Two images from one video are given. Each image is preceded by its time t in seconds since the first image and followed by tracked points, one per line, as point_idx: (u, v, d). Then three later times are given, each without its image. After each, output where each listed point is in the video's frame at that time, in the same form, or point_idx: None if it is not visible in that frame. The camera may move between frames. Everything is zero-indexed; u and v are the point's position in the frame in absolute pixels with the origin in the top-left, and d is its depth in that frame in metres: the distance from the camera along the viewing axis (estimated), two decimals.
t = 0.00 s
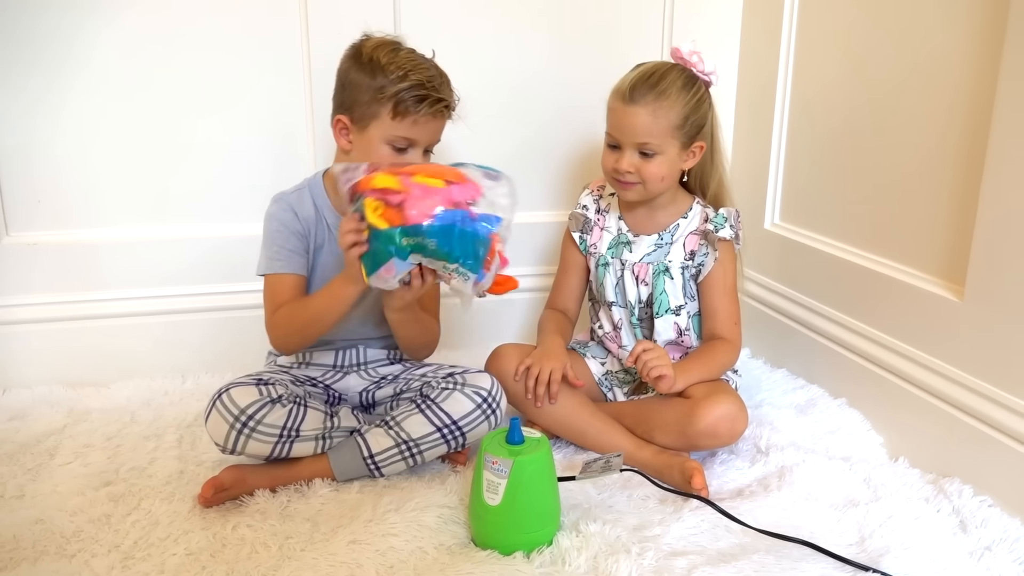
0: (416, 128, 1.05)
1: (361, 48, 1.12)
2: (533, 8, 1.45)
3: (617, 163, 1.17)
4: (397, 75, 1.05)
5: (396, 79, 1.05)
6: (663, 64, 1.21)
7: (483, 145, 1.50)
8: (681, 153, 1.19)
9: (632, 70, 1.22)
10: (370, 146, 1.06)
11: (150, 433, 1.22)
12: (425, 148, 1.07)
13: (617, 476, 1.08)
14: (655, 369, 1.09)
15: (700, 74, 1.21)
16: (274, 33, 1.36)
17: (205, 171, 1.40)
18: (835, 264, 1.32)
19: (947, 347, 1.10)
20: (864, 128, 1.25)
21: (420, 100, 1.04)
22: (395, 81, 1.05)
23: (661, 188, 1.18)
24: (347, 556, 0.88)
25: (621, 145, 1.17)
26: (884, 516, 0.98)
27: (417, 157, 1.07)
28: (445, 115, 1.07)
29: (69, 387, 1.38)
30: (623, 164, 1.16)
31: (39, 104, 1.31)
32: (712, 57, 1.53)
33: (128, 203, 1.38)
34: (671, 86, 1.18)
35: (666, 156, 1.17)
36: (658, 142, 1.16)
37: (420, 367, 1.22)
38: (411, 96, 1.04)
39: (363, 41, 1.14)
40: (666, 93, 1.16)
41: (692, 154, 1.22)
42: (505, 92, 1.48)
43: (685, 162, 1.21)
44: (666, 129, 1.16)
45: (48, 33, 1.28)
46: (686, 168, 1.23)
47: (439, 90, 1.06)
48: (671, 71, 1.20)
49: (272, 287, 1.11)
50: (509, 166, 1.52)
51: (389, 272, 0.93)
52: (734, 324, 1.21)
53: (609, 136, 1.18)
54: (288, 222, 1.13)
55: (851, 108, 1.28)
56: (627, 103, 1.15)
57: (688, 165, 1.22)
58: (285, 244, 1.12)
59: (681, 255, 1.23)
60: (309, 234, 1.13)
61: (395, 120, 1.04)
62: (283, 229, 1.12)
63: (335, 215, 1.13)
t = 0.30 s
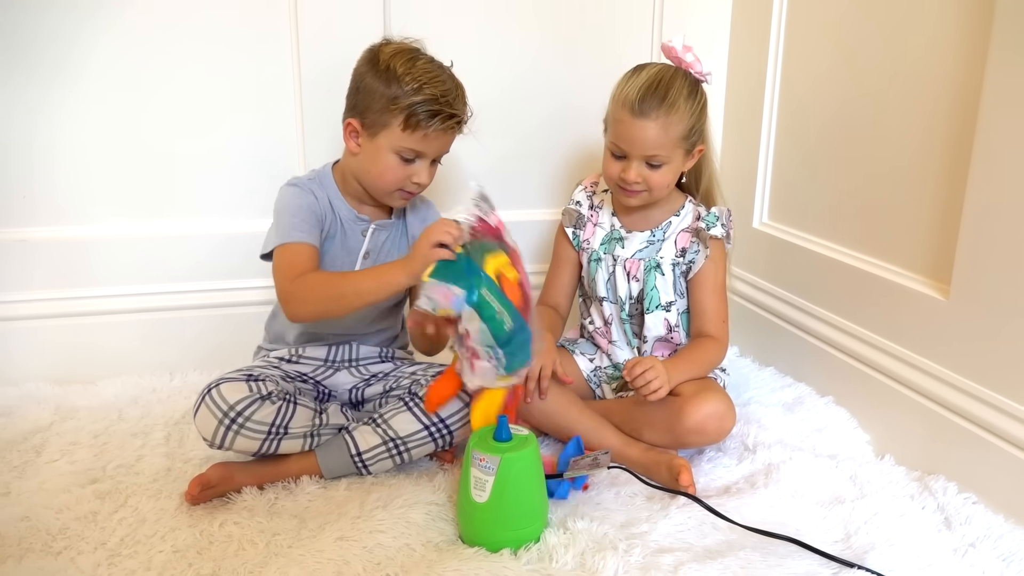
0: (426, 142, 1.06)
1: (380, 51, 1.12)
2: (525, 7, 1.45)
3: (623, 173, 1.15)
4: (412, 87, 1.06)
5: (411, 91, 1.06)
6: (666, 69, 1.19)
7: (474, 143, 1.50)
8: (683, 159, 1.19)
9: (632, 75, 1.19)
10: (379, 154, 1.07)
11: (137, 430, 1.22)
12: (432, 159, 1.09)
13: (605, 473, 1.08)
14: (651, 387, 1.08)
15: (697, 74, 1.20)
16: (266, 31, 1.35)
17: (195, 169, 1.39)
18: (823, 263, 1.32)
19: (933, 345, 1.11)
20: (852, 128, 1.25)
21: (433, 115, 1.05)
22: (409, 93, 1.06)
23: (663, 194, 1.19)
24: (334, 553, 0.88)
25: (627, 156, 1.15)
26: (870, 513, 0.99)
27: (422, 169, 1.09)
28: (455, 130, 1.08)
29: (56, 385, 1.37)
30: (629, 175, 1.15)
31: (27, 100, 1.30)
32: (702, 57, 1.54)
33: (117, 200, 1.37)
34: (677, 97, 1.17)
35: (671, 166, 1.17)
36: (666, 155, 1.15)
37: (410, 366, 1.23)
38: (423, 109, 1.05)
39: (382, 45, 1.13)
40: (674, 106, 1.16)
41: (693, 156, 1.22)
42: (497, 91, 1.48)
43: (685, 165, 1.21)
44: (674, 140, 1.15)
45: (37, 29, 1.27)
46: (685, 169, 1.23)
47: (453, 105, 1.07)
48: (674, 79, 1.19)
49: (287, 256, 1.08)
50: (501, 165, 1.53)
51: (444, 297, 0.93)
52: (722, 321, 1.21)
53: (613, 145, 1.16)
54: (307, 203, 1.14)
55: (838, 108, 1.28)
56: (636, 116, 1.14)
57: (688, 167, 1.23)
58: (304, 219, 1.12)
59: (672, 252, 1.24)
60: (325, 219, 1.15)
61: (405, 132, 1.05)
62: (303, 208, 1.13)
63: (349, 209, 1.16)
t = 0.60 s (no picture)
0: (421, 130, 1.07)
1: (368, 43, 1.11)
2: (518, 6, 1.45)
3: (621, 179, 1.16)
4: (404, 77, 1.06)
5: (403, 81, 1.06)
6: (658, 73, 1.18)
7: (468, 142, 1.50)
8: (679, 161, 1.19)
9: (623, 80, 1.19)
10: (375, 146, 1.08)
11: (127, 428, 1.21)
12: (428, 148, 1.10)
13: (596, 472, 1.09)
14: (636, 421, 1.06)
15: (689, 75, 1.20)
16: (258, 28, 1.35)
17: (187, 166, 1.39)
18: (815, 263, 1.33)
19: (923, 345, 1.11)
20: (844, 129, 1.26)
21: (427, 104, 1.05)
22: (401, 83, 1.06)
23: (662, 197, 1.20)
24: (324, 551, 0.88)
25: (624, 163, 1.16)
26: (860, 512, 0.99)
27: (419, 158, 1.09)
28: (450, 117, 1.09)
29: (45, 382, 1.36)
30: (627, 181, 1.15)
31: (18, 95, 1.29)
32: (695, 57, 1.54)
33: (108, 197, 1.37)
34: (672, 101, 1.16)
35: (668, 169, 1.17)
36: (662, 159, 1.15)
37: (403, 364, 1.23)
38: (418, 99, 1.05)
39: (371, 36, 1.13)
40: (668, 109, 1.15)
41: (689, 156, 1.22)
42: (490, 89, 1.48)
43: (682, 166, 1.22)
44: (669, 145, 1.15)
45: (28, 25, 1.26)
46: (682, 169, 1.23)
47: (446, 93, 1.08)
48: (669, 82, 1.18)
49: (303, 236, 1.07)
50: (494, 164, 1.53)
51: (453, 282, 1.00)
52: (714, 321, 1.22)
53: (610, 153, 1.16)
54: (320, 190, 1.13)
55: (830, 108, 1.29)
56: (631, 122, 1.13)
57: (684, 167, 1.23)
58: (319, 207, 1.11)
59: (667, 251, 1.24)
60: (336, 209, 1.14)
61: (400, 122, 1.06)
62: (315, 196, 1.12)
63: (357, 196, 1.16)
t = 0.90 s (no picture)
0: (402, 127, 1.07)
1: (351, 41, 1.12)
2: (512, 9, 1.45)
3: (616, 186, 1.16)
4: (385, 73, 1.06)
5: (384, 78, 1.06)
6: (652, 80, 1.19)
7: (462, 144, 1.50)
8: (674, 167, 1.19)
9: (617, 87, 1.19)
10: (357, 143, 1.08)
11: (120, 429, 1.21)
12: (411, 145, 1.10)
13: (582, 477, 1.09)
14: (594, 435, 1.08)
15: (682, 79, 1.21)
16: (252, 30, 1.35)
17: (182, 167, 1.38)
18: (808, 265, 1.33)
19: (916, 347, 1.11)
20: (837, 131, 1.26)
21: (407, 99, 1.06)
22: (382, 80, 1.06)
23: (656, 202, 1.20)
24: (318, 553, 0.88)
25: (618, 170, 1.16)
26: (852, 514, 0.99)
27: (402, 155, 1.09)
28: (432, 114, 1.09)
29: (38, 383, 1.36)
30: (622, 188, 1.15)
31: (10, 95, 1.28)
32: (689, 59, 1.55)
33: (102, 198, 1.36)
34: (667, 108, 1.16)
35: (663, 175, 1.17)
36: (657, 166, 1.15)
37: (398, 365, 1.22)
38: (398, 94, 1.05)
39: (355, 33, 1.13)
40: (663, 116, 1.15)
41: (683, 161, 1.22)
42: (485, 91, 1.48)
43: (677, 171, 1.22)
44: (665, 150, 1.15)
45: (22, 25, 1.26)
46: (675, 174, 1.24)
47: (428, 89, 1.08)
48: (662, 89, 1.18)
49: (287, 220, 1.08)
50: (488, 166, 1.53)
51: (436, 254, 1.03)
52: (698, 320, 1.20)
53: (603, 160, 1.16)
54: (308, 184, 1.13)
55: (823, 110, 1.29)
56: (626, 129, 1.13)
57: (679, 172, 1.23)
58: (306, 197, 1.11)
59: (657, 251, 1.24)
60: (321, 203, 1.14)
61: (381, 119, 1.06)
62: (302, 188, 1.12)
63: (344, 194, 1.16)
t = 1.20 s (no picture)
0: (360, 121, 1.06)
1: (317, 44, 1.13)
2: (510, 17, 1.46)
3: (613, 205, 1.16)
4: (342, 68, 1.07)
5: (342, 73, 1.06)
6: (652, 95, 1.18)
7: (459, 151, 1.50)
8: (672, 182, 1.20)
9: (617, 100, 1.18)
10: (322, 142, 1.08)
11: (117, 435, 1.21)
12: (378, 141, 1.08)
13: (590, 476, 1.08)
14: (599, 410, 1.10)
15: (682, 92, 1.20)
16: (250, 36, 1.35)
17: (180, 172, 1.38)
18: (805, 271, 1.33)
19: (914, 353, 1.12)
20: (834, 139, 1.27)
21: (364, 91, 1.06)
22: (341, 75, 1.07)
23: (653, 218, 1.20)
24: (316, 560, 0.88)
25: (616, 188, 1.16)
26: (850, 520, 0.99)
27: (367, 150, 1.08)
28: (394, 107, 1.08)
29: (34, 389, 1.36)
30: (620, 206, 1.15)
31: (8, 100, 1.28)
32: (687, 64, 1.55)
33: (99, 203, 1.36)
34: (666, 125, 1.16)
35: (660, 192, 1.17)
36: (656, 183, 1.15)
37: (393, 370, 1.22)
38: (354, 88, 1.06)
39: (322, 37, 1.14)
40: (662, 133, 1.15)
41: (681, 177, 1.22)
42: (481, 99, 1.48)
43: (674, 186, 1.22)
44: (664, 169, 1.16)
45: (21, 31, 1.26)
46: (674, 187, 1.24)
47: (388, 82, 1.08)
48: (661, 106, 1.18)
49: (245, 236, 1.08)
50: (486, 172, 1.53)
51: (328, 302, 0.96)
52: (701, 329, 1.22)
53: (602, 177, 1.16)
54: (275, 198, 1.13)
55: (820, 118, 1.29)
56: (626, 147, 1.13)
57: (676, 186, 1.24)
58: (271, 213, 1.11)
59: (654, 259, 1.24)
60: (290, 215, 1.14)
61: (339, 114, 1.06)
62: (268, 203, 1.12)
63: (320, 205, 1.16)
